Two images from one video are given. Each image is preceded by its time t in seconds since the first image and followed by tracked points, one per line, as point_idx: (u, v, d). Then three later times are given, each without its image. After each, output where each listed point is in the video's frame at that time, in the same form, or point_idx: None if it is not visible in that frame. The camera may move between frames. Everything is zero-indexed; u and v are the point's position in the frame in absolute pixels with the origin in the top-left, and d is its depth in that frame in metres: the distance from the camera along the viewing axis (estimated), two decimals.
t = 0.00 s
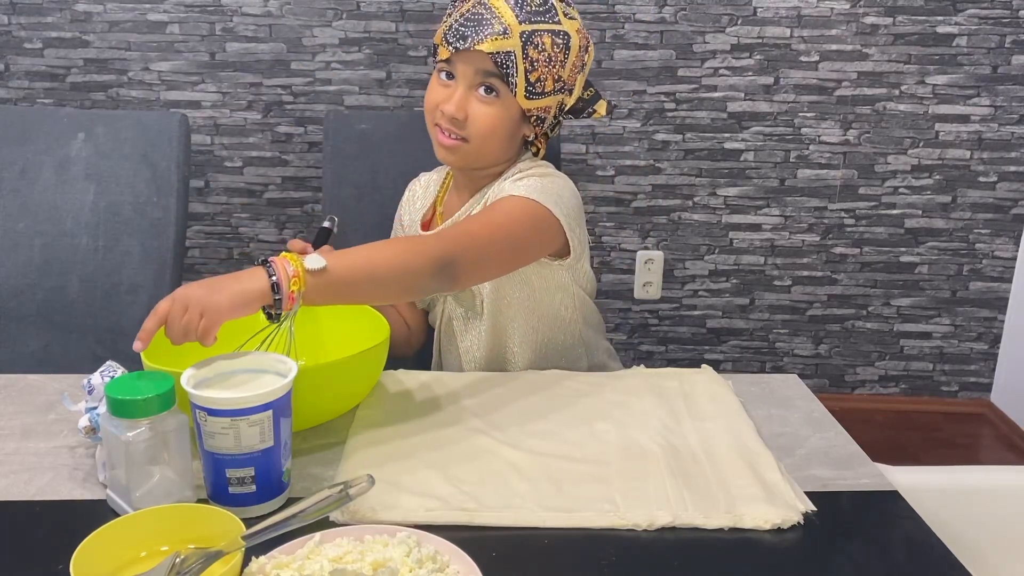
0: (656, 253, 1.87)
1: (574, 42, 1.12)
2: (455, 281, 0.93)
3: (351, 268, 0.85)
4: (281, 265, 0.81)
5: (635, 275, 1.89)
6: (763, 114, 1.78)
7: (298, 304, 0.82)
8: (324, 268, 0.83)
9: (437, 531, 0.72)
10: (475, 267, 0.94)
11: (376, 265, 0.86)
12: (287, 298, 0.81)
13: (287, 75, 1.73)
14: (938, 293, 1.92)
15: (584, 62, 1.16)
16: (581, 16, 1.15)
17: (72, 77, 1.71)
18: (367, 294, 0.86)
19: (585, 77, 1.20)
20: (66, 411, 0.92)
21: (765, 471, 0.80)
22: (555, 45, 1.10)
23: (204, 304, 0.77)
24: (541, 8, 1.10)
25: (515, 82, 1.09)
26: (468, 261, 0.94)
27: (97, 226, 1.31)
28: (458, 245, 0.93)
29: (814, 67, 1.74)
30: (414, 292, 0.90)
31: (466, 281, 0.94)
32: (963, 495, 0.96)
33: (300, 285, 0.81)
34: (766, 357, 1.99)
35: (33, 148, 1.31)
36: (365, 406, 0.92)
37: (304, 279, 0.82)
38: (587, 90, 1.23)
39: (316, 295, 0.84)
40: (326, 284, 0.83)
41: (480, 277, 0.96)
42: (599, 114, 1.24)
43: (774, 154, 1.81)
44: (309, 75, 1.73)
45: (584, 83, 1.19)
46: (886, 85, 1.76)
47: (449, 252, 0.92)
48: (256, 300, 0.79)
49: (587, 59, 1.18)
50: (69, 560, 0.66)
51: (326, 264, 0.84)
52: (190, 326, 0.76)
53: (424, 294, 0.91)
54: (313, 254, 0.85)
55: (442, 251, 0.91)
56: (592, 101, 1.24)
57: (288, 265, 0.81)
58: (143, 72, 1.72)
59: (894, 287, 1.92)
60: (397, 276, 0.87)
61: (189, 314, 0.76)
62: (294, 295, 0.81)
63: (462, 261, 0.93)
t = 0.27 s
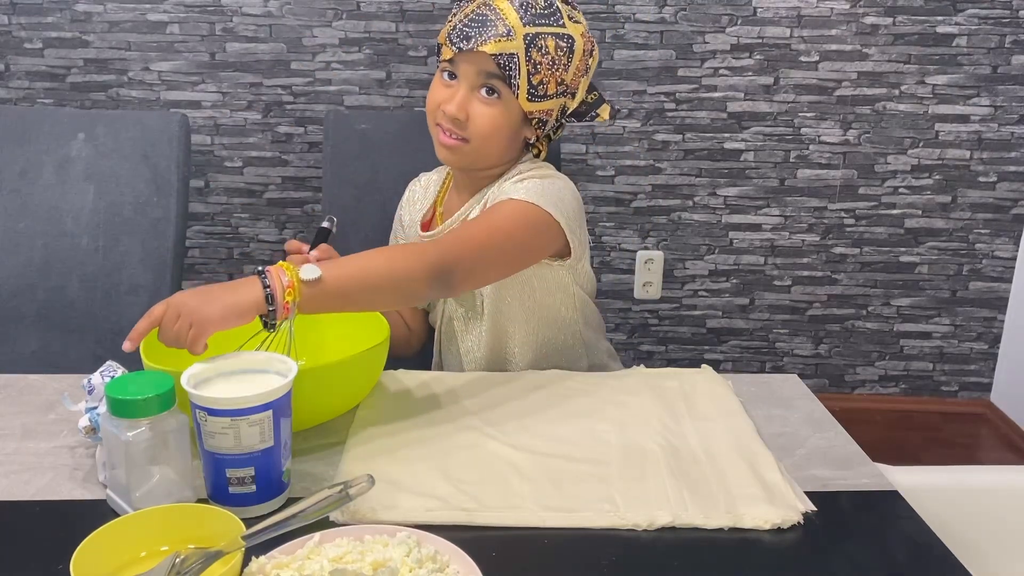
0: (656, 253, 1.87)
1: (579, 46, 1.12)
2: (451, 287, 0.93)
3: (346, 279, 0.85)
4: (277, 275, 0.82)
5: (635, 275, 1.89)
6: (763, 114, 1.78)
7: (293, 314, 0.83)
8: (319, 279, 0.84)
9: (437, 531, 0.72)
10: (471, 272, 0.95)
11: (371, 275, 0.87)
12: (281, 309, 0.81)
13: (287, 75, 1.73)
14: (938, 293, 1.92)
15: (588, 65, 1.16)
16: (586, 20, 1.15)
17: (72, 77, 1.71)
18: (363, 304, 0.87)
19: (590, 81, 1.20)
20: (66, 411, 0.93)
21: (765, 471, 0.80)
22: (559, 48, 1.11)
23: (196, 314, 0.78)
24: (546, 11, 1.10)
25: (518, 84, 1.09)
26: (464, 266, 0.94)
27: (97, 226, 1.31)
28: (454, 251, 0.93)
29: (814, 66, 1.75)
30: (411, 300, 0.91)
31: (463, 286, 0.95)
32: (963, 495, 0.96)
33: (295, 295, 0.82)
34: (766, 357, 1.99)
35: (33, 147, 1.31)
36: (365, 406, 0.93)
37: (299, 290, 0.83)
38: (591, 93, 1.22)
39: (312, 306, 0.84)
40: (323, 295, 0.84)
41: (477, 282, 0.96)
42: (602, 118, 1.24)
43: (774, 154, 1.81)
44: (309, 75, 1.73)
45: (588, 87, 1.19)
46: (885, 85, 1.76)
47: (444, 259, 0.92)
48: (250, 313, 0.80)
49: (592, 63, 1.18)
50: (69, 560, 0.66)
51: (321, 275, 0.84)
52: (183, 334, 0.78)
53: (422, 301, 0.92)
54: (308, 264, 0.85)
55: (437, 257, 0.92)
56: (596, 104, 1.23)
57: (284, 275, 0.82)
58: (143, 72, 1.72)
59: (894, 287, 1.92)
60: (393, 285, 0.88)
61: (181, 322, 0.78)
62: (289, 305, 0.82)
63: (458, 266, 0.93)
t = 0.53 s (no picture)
0: (656, 253, 1.87)
1: (576, 48, 1.13)
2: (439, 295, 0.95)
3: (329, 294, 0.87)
4: (261, 291, 0.83)
5: (635, 275, 1.89)
6: (763, 114, 1.78)
7: (282, 327, 0.85)
8: (304, 294, 0.86)
9: (437, 531, 0.72)
10: (459, 281, 0.96)
11: (356, 289, 0.89)
12: (268, 323, 0.83)
13: (287, 75, 1.73)
14: (938, 293, 1.92)
15: (587, 68, 1.16)
16: (586, 22, 1.16)
17: (72, 77, 1.71)
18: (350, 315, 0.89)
19: (591, 83, 1.20)
20: (66, 411, 0.93)
21: (765, 471, 0.80)
22: (556, 50, 1.11)
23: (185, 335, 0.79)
24: (544, 12, 1.11)
25: (514, 85, 1.09)
26: (451, 274, 0.95)
27: (97, 226, 1.31)
28: (440, 261, 0.94)
29: (814, 67, 1.74)
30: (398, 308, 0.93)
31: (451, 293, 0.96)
32: (962, 495, 0.96)
33: (280, 310, 0.84)
34: (766, 357, 1.99)
35: (33, 147, 1.31)
36: (365, 407, 0.93)
37: (285, 304, 0.84)
38: (593, 96, 1.22)
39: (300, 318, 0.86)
40: (309, 309, 0.86)
41: (466, 289, 0.97)
42: (603, 121, 1.24)
43: (774, 154, 1.81)
44: (309, 75, 1.73)
45: (588, 89, 1.18)
46: (885, 85, 1.76)
47: (431, 268, 0.93)
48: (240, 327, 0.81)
49: (592, 66, 1.18)
50: (69, 561, 0.66)
51: (306, 289, 0.86)
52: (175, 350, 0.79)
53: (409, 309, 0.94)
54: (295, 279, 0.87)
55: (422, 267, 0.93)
56: (597, 109, 1.23)
57: (269, 291, 0.84)
58: (143, 72, 1.72)
59: (894, 287, 1.92)
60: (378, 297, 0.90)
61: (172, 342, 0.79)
62: (275, 320, 0.83)
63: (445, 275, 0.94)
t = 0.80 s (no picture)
0: (656, 253, 1.87)
1: (575, 46, 1.12)
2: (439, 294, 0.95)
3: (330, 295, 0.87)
4: (262, 294, 0.84)
5: (635, 275, 1.89)
6: (763, 114, 1.78)
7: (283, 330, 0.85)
8: (304, 296, 0.86)
9: (436, 531, 0.72)
10: (459, 280, 0.96)
11: (356, 289, 0.89)
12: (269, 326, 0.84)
13: (287, 75, 1.73)
14: (938, 293, 1.92)
15: (587, 65, 1.16)
16: (585, 20, 1.15)
17: (72, 77, 1.71)
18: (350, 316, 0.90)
19: (591, 80, 1.20)
20: (66, 411, 0.93)
21: (765, 471, 0.80)
22: (555, 48, 1.11)
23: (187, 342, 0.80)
24: (543, 11, 1.10)
25: (513, 83, 1.09)
26: (452, 274, 0.95)
27: (97, 226, 1.31)
28: (441, 260, 0.95)
29: (814, 67, 1.74)
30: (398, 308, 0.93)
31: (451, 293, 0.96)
32: (963, 495, 0.96)
33: (281, 313, 0.84)
34: (766, 357, 1.99)
35: (33, 147, 1.31)
36: (364, 407, 0.93)
37: (286, 307, 0.85)
38: (593, 95, 1.22)
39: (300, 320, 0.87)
40: (309, 310, 0.86)
41: (466, 288, 0.98)
42: (604, 119, 1.24)
43: (774, 154, 1.81)
44: (309, 75, 1.73)
45: (587, 87, 1.18)
46: (886, 85, 1.76)
47: (432, 268, 0.94)
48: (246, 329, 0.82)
49: (592, 64, 1.18)
50: (70, 560, 0.66)
51: (306, 291, 0.86)
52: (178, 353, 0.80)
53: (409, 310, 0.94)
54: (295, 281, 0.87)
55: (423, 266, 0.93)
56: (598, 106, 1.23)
57: (270, 293, 0.84)
58: (143, 72, 1.72)
59: (894, 287, 1.92)
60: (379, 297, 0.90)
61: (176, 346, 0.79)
62: (277, 323, 0.84)
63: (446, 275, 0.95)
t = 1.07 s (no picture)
0: (656, 253, 1.87)
1: (581, 42, 1.13)
2: (454, 285, 0.95)
3: (347, 282, 0.87)
4: (278, 283, 0.84)
5: (635, 275, 1.89)
6: (763, 114, 1.78)
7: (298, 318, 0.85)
8: (322, 283, 0.85)
9: (437, 531, 0.72)
10: (474, 270, 0.96)
11: (371, 278, 0.88)
12: (285, 315, 0.83)
13: (287, 75, 1.73)
14: (938, 293, 1.92)
15: (591, 59, 1.16)
16: (588, 15, 1.16)
17: (72, 77, 1.71)
18: (367, 305, 0.89)
19: (595, 74, 1.20)
20: (66, 411, 0.92)
21: (765, 471, 0.80)
22: (561, 43, 1.11)
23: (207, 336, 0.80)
24: (548, 7, 1.10)
25: (520, 80, 1.09)
26: (468, 262, 0.95)
27: (97, 226, 1.31)
28: (457, 249, 0.94)
29: (814, 66, 1.74)
30: (414, 298, 0.92)
31: (466, 284, 0.96)
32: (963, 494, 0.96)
33: (297, 301, 0.84)
34: (766, 357, 1.99)
35: (33, 147, 1.31)
36: (365, 407, 0.93)
37: (301, 296, 0.84)
38: (598, 86, 1.23)
39: (315, 310, 0.86)
40: (323, 300, 0.86)
41: (480, 280, 0.98)
42: (609, 110, 1.24)
43: (774, 154, 1.81)
44: (309, 75, 1.73)
45: (593, 79, 1.19)
46: (886, 85, 1.76)
47: (444, 259, 0.93)
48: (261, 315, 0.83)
49: (595, 58, 1.18)
50: (70, 560, 0.66)
51: (323, 278, 0.86)
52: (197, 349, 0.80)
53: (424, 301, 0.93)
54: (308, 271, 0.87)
55: (438, 255, 0.93)
56: (602, 98, 1.23)
57: (285, 282, 0.84)
58: (143, 72, 1.72)
59: (894, 287, 1.92)
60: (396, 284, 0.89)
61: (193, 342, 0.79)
62: (292, 312, 0.84)
63: (461, 265, 0.94)
